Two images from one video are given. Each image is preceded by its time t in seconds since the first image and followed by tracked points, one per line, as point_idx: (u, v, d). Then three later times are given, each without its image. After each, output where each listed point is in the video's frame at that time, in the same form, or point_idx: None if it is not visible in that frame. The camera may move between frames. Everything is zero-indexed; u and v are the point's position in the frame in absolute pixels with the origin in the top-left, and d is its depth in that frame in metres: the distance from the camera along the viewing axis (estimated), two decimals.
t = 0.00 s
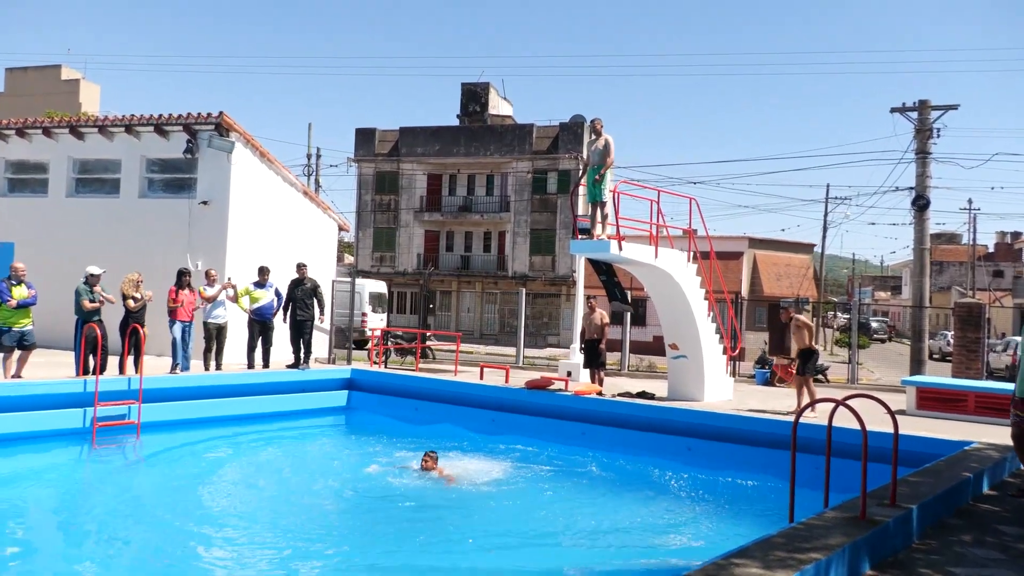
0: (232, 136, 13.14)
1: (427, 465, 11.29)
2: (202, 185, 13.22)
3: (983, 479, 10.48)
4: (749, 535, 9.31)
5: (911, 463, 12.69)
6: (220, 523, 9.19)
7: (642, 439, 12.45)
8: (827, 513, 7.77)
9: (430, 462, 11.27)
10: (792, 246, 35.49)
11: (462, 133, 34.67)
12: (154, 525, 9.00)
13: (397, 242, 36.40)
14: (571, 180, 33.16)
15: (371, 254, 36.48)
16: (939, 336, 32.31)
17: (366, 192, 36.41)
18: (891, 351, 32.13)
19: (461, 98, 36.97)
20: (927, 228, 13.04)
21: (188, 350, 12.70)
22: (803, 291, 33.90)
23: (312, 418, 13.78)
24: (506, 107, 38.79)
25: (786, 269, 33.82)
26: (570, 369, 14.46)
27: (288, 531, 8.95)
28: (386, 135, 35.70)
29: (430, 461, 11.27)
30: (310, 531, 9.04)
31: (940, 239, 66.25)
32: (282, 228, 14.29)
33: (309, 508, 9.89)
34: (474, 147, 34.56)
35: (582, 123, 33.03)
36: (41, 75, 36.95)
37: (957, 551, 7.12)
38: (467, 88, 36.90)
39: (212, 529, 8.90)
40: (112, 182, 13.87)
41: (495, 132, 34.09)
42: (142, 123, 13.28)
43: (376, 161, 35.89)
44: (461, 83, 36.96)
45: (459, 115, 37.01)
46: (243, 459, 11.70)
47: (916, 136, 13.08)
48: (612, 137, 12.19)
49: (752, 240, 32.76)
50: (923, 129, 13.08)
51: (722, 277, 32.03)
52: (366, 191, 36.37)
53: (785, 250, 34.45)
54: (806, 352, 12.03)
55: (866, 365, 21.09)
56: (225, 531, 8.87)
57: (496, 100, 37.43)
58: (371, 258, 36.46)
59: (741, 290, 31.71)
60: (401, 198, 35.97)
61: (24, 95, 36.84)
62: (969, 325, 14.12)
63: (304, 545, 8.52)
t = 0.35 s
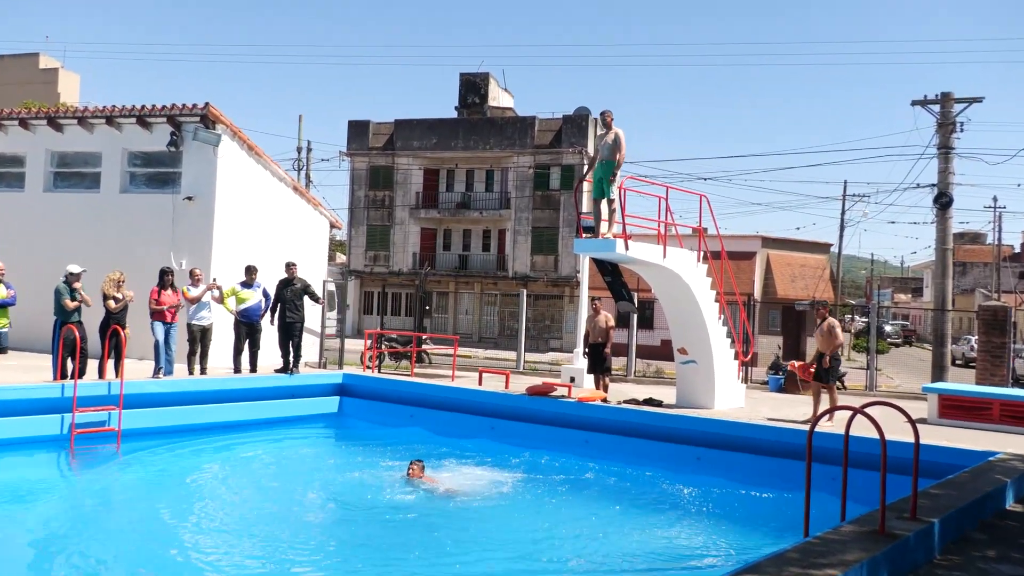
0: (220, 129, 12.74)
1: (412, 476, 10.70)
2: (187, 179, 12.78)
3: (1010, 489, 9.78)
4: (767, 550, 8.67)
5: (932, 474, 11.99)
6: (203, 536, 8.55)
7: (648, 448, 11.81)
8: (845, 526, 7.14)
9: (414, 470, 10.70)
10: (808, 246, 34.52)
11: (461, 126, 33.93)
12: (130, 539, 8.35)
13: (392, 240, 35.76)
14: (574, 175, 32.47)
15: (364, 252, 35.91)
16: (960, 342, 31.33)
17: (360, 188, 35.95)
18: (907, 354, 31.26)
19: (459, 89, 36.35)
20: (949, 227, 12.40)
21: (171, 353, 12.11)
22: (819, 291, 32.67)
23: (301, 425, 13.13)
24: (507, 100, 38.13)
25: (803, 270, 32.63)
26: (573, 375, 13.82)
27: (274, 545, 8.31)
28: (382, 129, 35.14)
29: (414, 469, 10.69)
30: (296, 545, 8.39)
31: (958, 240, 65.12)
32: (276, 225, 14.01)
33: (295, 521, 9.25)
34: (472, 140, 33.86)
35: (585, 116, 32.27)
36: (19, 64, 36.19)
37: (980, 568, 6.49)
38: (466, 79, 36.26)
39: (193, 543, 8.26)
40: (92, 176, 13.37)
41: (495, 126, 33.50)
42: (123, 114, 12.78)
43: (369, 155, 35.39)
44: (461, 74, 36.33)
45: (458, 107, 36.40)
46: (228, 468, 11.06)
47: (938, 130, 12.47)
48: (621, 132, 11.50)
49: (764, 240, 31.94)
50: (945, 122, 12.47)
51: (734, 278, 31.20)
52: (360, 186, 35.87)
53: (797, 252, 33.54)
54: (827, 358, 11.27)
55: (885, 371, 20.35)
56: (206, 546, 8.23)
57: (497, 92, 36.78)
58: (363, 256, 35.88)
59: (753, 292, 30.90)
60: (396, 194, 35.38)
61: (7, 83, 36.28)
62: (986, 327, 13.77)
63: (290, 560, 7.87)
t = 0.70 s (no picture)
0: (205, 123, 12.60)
1: (403, 490, 10.01)
2: (171, 175, 12.60)
3: None
4: (787, 565, 8.06)
5: (954, 484, 11.37)
6: (180, 552, 7.96)
7: (656, 458, 11.22)
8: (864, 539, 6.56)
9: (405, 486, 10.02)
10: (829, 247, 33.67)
11: (460, 119, 33.31)
12: (101, 555, 7.76)
13: (386, 239, 35.06)
14: (577, 169, 31.90)
15: (358, 251, 35.25)
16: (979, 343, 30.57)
17: (352, 183, 35.25)
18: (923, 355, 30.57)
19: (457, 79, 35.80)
20: (971, 225, 11.82)
21: (154, 356, 11.56)
22: (834, 291, 31.76)
23: (293, 433, 12.55)
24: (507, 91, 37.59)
25: (818, 271, 31.78)
26: (576, 380, 13.24)
27: (256, 561, 7.71)
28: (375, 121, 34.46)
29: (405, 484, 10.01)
30: (280, 561, 7.80)
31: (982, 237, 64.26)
32: (266, 223, 13.84)
33: (283, 535, 8.65)
34: (471, 133, 33.25)
35: (589, 108, 31.73)
36: None
37: None
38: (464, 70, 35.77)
39: (169, 559, 7.68)
40: (72, 172, 13.20)
41: (496, 119, 32.85)
42: (104, 106, 12.58)
43: (362, 148, 34.67)
44: (460, 65, 35.80)
45: (456, 99, 35.86)
46: (213, 479, 10.48)
47: (961, 122, 11.94)
48: (629, 125, 10.90)
49: (782, 239, 31.14)
50: (967, 115, 11.94)
51: (747, 278, 30.55)
52: (353, 183, 35.20)
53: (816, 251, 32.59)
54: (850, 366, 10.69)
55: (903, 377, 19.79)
56: (184, 561, 7.64)
57: (497, 82, 36.27)
58: (357, 255, 35.20)
59: (769, 293, 30.24)
60: (391, 190, 34.74)
61: None
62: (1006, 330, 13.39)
63: None
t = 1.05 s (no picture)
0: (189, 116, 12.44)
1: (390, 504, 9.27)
2: (153, 172, 12.55)
3: None
4: None
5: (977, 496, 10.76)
6: (156, 567, 7.39)
7: (663, 468, 10.66)
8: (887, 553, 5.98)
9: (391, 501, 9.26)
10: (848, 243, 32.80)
11: (457, 112, 32.72)
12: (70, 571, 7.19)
13: (379, 239, 34.50)
14: (579, 163, 31.35)
15: (350, 251, 34.69)
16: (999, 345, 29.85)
17: (343, 180, 34.68)
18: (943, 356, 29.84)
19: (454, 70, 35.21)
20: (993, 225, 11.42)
21: (136, 361, 11.02)
22: (851, 292, 31.00)
23: (283, 442, 11.99)
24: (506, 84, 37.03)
25: (832, 271, 31.12)
26: (579, 387, 12.70)
27: None
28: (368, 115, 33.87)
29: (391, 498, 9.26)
30: None
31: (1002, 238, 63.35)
32: (260, 226, 14.12)
33: (269, 550, 8.06)
34: (469, 127, 32.67)
35: (593, 101, 31.17)
36: None
37: None
38: (460, 61, 35.19)
39: None
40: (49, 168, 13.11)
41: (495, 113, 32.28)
42: (83, 99, 12.47)
43: (354, 143, 34.13)
44: (456, 55, 35.22)
45: (452, 91, 35.26)
46: (197, 489, 9.91)
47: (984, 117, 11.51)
48: (633, 118, 10.34)
49: (794, 238, 30.48)
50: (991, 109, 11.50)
51: (758, 278, 29.96)
52: (344, 178, 34.63)
53: (831, 250, 31.74)
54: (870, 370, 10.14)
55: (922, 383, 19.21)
56: None
57: (496, 75, 35.76)
58: (349, 255, 34.64)
59: (782, 294, 29.63)
60: (385, 186, 34.17)
61: None
62: None
63: None
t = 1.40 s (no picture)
0: (177, 111, 12.15)
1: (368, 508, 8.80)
2: (139, 170, 12.29)
3: None
4: None
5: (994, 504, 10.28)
6: None
7: (667, 475, 10.27)
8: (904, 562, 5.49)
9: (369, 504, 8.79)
10: (857, 242, 32.30)
11: (454, 108, 32.29)
12: None
13: (374, 238, 34.11)
14: (580, 159, 30.94)
15: (343, 251, 34.28)
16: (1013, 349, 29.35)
17: (336, 177, 34.26)
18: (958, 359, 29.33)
19: (452, 63, 34.76)
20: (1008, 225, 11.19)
21: (121, 367, 10.62)
22: (863, 293, 30.84)
23: (274, 450, 11.60)
24: (506, 79, 36.69)
25: (843, 271, 30.78)
26: (581, 392, 12.32)
27: None
28: (362, 111, 33.49)
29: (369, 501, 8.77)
30: None
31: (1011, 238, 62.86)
32: (250, 225, 13.76)
33: (255, 559, 7.66)
34: (466, 122, 32.26)
35: (595, 96, 30.72)
36: None
37: None
38: (458, 54, 34.79)
39: None
40: (31, 166, 12.87)
41: (494, 108, 31.88)
42: (66, 94, 12.23)
43: (348, 139, 33.72)
44: (453, 48, 34.77)
45: (449, 85, 34.82)
46: (183, 497, 9.50)
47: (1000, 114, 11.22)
48: (632, 112, 9.93)
49: (804, 238, 30.02)
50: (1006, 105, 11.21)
51: (767, 279, 29.51)
52: (337, 176, 34.21)
53: (840, 248, 31.30)
54: (888, 375, 9.75)
55: (935, 388, 18.76)
56: None
57: (496, 69, 35.47)
58: (342, 256, 34.22)
59: (792, 298, 29.17)
60: (380, 184, 33.75)
61: None
62: None
63: None
